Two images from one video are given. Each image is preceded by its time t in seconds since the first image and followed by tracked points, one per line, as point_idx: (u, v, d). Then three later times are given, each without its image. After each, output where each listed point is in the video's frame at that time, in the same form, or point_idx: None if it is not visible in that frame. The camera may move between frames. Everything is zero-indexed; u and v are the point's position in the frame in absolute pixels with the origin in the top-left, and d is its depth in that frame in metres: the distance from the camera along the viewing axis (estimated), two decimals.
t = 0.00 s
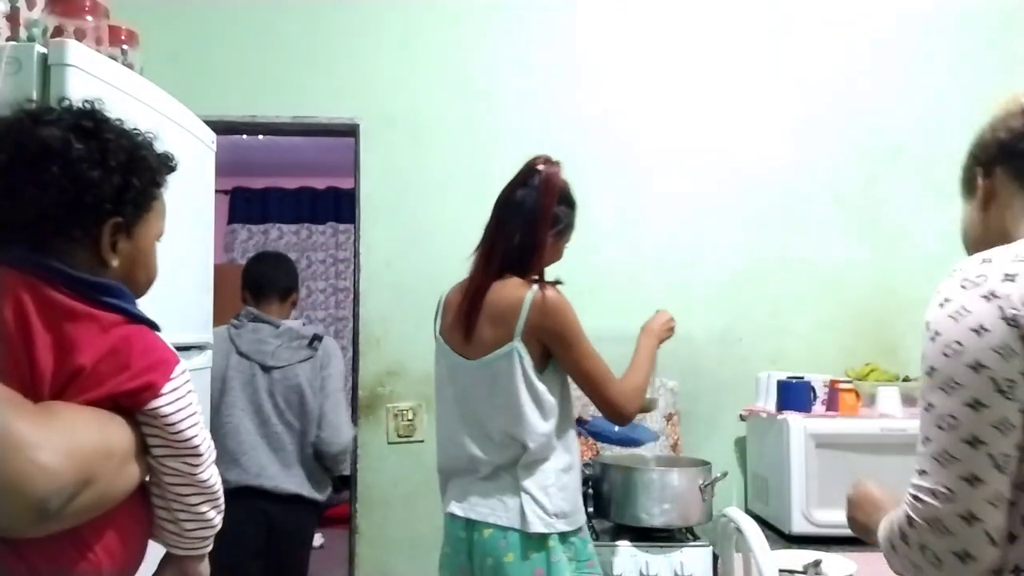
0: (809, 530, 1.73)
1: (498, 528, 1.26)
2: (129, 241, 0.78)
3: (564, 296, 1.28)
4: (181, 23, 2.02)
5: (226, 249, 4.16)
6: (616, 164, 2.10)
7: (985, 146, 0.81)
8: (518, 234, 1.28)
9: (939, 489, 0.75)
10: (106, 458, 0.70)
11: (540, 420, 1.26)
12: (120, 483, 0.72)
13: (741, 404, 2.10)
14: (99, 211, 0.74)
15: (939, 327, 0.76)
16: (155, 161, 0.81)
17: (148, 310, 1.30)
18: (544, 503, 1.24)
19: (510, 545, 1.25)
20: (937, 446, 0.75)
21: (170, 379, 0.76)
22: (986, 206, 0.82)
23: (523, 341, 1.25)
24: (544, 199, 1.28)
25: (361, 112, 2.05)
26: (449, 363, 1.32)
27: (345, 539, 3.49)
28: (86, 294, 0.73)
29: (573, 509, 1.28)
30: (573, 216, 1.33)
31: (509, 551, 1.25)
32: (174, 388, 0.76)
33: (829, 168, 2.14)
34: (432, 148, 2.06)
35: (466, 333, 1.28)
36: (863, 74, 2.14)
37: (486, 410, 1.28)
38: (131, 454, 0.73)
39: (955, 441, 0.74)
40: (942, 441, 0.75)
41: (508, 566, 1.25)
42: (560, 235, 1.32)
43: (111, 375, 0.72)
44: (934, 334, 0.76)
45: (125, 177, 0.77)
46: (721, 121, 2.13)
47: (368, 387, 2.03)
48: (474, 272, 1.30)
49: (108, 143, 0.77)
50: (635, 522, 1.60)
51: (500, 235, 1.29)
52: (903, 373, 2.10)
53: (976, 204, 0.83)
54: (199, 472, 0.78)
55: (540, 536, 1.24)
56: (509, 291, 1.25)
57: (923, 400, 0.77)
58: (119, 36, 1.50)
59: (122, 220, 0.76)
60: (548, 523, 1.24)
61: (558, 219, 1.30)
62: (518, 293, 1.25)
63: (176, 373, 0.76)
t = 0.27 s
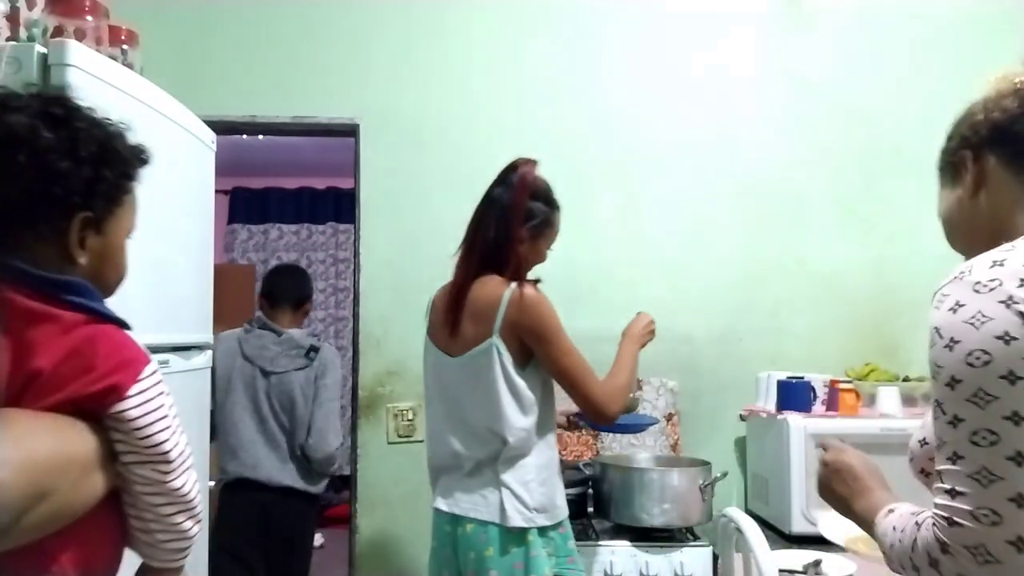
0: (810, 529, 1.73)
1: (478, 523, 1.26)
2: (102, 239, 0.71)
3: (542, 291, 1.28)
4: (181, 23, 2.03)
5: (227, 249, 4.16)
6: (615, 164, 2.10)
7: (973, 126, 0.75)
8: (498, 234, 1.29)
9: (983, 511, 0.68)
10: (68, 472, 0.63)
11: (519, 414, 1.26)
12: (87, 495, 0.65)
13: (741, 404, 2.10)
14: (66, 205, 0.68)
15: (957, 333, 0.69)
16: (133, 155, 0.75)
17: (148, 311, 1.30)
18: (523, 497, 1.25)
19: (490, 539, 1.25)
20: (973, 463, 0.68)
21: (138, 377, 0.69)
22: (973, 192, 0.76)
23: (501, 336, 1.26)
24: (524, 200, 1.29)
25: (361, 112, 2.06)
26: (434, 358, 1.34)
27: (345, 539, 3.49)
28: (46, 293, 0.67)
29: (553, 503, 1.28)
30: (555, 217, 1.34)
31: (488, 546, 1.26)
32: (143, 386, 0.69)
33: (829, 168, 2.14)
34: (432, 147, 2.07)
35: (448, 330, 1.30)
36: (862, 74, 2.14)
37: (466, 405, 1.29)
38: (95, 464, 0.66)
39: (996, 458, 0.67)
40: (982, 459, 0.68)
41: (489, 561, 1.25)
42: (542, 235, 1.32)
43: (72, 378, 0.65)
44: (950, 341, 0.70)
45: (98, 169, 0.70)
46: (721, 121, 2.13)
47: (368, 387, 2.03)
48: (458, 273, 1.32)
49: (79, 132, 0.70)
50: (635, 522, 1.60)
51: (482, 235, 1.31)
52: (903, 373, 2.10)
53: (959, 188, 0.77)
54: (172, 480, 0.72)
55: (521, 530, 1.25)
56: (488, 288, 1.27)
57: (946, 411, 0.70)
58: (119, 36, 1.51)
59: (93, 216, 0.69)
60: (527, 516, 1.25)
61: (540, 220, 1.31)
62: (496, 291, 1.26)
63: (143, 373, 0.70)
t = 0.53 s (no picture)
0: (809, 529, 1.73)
1: (455, 521, 1.36)
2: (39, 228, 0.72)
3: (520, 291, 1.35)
4: (181, 23, 2.03)
5: (227, 249, 4.16)
6: (615, 164, 2.10)
7: (969, 117, 0.74)
8: (477, 237, 1.36)
9: (1004, 530, 0.65)
10: None
11: (494, 413, 1.34)
12: (14, 514, 0.68)
13: (741, 404, 2.10)
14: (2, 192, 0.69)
15: (983, 334, 0.66)
16: (77, 135, 0.75)
17: (148, 311, 1.30)
18: (497, 496, 1.33)
19: (467, 538, 1.34)
20: (995, 478, 0.65)
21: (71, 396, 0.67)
22: (968, 184, 0.74)
23: (477, 335, 1.34)
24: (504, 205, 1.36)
25: (361, 112, 2.05)
26: (417, 358, 1.43)
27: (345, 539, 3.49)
28: None
29: (527, 501, 1.36)
30: (536, 220, 1.41)
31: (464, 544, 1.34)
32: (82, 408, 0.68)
33: (829, 167, 2.13)
34: (432, 147, 2.06)
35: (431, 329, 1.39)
36: (862, 73, 2.14)
37: (446, 405, 1.37)
38: (22, 485, 0.68)
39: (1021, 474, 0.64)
40: (1005, 474, 0.65)
41: (467, 558, 1.34)
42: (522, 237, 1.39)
43: None
44: (976, 344, 0.66)
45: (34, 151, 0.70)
46: (721, 120, 2.13)
47: (368, 387, 2.03)
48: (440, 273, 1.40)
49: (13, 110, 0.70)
50: (635, 522, 1.60)
51: (464, 237, 1.38)
52: (904, 373, 2.10)
53: (950, 180, 0.75)
54: (114, 500, 0.71)
55: (495, 528, 1.33)
56: (466, 290, 1.35)
57: (965, 419, 0.67)
58: (119, 36, 1.51)
59: (29, 204, 0.70)
60: (500, 515, 1.32)
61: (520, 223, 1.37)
62: (474, 292, 1.34)
63: (82, 381, 0.68)
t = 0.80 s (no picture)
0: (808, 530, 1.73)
1: (441, 524, 1.36)
2: None
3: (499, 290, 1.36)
4: (181, 23, 2.03)
5: (227, 249, 4.16)
6: (614, 164, 2.10)
7: (966, 107, 0.68)
8: (456, 240, 1.37)
9: None
10: None
11: (476, 418, 1.34)
12: None
13: (741, 404, 2.10)
14: None
15: None
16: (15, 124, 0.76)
17: (148, 312, 1.30)
18: (480, 499, 1.33)
19: (452, 540, 1.35)
20: None
21: None
22: (964, 179, 0.68)
23: (459, 341, 1.35)
24: (478, 203, 1.36)
25: (361, 112, 2.05)
26: (407, 365, 1.44)
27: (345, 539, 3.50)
28: None
29: (512, 504, 1.35)
30: (513, 215, 1.41)
31: (448, 547, 1.35)
32: None
33: (829, 168, 2.14)
34: (432, 147, 2.06)
35: (419, 334, 1.41)
36: (862, 75, 2.14)
37: (433, 411, 1.38)
38: None
39: None
40: None
41: (451, 560, 1.35)
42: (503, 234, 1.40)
43: None
44: (1021, 350, 0.57)
45: None
46: (721, 120, 2.13)
47: (368, 387, 2.03)
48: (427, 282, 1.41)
49: None
50: (635, 522, 1.60)
51: (444, 242, 1.39)
52: (903, 373, 2.10)
53: (944, 175, 0.69)
54: (37, 498, 0.90)
55: (478, 531, 1.33)
56: (449, 295, 1.35)
57: (1009, 432, 0.58)
58: (119, 36, 1.51)
59: None
60: (484, 518, 1.32)
61: (498, 219, 1.38)
62: (456, 296, 1.34)
63: None
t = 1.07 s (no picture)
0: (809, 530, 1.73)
1: (433, 525, 1.36)
2: None
3: (487, 293, 1.36)
4: (181, 23, 2.03)
5: (227, 249, 4.16)
6: (614, 164, 2.10)
7: (972, 102, 0.68)
8: (441, 242, 1.36)
9: None
10: None
11: (462, 420, 1.34)
12: None
13: (741, 404, 2.10)
14: None
15: None
16: None
17: (148, 312, 1.30)
18: (469, 501, 1.31)
19: (443, 541, 1.35)
20: None
21: None
22: (972, 175, 0.68)
23: (449, 343, 1.34)
24: (458, 202, 1.35)
25: (361, 112, 2.06)
26: (402, 368, 1.44)
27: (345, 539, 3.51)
28: None
29: (501, 506, 1.34)
30: (495, 212, 1.41)
31: (446, 548, 1.35)
32: None
33: (828, 168, 2.14)
34: (432, 147, 2.07)
35: (411, 336, 1.41)
36: (862, 74, 2.14)
37: (423, 412, 1.38)
38: None
39: None
40: None
41: (443, 561, 1.35)
42: (487, 233, 1.40)
43: None
44: None
45: None
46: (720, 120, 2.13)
47: (368, 387, 2.03)
48: (417, 288, 1.41)
49: None
50: (635, 522, 1.60)
51: (429, 246, 1.38)
52: (903, 373, 2.10)
53: (950, 171, 0.69)
54: None
55: (468, 533, 1.31)
56: (437, 298, 1.35)
57: None
58: (119, 36, 1.51)
59: None
60: (473, 520, 1.31)
61: (480, 218, 1.37)
62: (444, 299, 1.34)
63: None
